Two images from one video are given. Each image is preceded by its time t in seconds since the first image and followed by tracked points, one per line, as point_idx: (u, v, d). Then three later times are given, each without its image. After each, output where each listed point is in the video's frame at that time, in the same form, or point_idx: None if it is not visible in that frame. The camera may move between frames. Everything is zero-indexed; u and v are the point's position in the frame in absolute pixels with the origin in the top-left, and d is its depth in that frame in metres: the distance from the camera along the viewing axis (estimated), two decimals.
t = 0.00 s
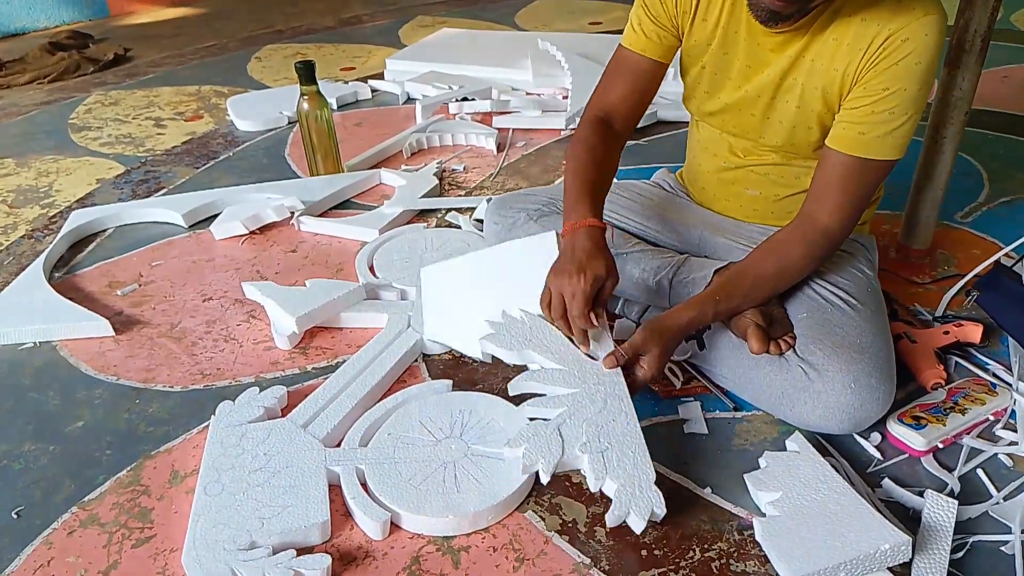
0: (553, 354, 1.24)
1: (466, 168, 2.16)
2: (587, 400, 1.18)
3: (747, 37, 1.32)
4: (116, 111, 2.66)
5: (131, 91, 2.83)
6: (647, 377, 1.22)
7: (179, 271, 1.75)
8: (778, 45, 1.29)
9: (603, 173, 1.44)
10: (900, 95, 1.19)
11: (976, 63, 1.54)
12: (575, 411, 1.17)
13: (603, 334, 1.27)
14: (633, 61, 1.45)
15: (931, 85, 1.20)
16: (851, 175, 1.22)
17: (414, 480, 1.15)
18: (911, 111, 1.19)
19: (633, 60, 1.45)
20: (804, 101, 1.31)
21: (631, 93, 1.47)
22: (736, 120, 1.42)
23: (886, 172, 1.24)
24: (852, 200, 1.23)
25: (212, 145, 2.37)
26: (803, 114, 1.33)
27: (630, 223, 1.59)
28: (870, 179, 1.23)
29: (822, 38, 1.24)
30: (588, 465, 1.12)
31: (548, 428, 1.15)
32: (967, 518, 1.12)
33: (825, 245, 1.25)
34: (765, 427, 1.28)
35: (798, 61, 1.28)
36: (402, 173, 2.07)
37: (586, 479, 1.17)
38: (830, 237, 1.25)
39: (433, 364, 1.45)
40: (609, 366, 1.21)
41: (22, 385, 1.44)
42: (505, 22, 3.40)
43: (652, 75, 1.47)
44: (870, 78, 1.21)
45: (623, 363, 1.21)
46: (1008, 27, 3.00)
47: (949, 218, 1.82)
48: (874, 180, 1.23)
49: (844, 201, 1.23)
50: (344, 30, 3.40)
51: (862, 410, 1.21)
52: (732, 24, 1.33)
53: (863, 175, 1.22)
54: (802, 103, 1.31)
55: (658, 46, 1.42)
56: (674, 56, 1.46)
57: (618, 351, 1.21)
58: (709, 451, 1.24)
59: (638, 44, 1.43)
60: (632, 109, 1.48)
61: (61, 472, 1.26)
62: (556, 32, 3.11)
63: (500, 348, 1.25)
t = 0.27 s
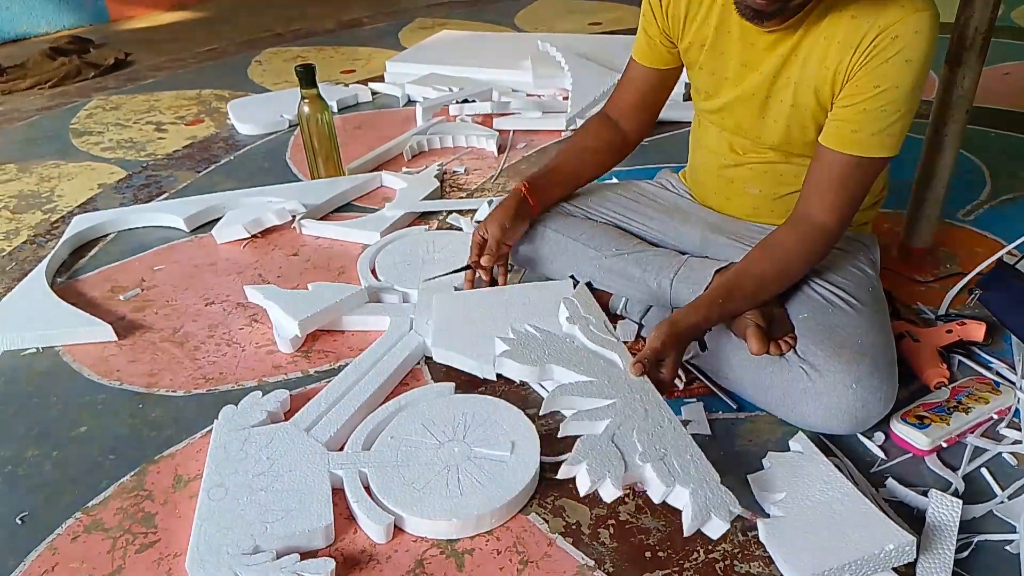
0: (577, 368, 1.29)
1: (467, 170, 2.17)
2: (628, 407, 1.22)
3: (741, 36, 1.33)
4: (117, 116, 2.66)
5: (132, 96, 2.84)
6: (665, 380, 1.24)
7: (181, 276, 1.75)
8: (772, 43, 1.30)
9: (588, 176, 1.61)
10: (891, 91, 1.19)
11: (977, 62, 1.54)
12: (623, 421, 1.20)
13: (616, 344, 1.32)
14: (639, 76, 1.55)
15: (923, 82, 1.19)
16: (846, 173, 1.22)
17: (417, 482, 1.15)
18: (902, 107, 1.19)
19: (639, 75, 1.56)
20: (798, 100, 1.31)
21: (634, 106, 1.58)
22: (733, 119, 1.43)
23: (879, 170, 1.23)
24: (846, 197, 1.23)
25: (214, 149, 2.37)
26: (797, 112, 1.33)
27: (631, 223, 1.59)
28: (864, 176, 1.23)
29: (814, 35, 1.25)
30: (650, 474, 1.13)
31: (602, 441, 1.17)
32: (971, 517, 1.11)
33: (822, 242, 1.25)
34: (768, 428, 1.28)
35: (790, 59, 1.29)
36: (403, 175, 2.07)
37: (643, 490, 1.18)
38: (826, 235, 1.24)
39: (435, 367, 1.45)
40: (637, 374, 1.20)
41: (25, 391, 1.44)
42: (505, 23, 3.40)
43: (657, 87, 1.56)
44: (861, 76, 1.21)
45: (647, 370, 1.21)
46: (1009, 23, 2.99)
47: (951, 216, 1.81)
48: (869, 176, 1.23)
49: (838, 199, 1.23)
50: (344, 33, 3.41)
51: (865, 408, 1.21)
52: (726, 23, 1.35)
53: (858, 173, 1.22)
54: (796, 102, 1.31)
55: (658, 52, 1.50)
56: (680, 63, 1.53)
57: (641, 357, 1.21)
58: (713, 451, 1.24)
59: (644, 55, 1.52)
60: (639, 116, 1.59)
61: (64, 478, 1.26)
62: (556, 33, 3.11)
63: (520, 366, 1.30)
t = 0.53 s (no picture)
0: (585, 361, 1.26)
1: (466, 166, 2.16)
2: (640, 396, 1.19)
3: (734, 23, 1.34)
4: (115, 110, 2.66)
5: (130, 91, 2.83)
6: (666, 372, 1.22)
7: (179, 271, 1.75)
8: (762, 30, 1.31)
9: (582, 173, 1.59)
10: (878, 77, 1.18)
11: (977, 59, 1.54)
12: (635, 408, 1.17)
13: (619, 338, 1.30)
14: (631, 59, 1.52)
15: (909, 68, 1.18)
16: (836, 161, 1.21)
17: (415, 478, 1.15)
18: (888, 93, 1.18)
19: (630, 59, 1.52)
20: (790, 87, 1.31)
21: (627, 94, 1.55)
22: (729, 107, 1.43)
23: (871, 158, 1.23)
24: (838, 187, 1.22)
25: (212, 144, 2.37)
26: (790, 99, 1.33)
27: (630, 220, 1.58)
28: (854, 165, 1.22)
29: (804, 21, 1.25)
30: (666, 460, 1.11)
31: (617, 427, 1.14)
32: (968, 515, 1.11)
33: (817, 235, 1.24)
34: (765, 425, 1.28)
35: (781, 45, 1.29)
36: (402, 171, 2.07)
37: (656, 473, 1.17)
38: (820, 228, 1.24)
39: (433, 363, 1.45)
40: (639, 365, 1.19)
41: (22, 386, 1.44)
42: (504, 20, 3.39)
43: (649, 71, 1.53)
44: (848, 62, 1.21)
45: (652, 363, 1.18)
46: (1009, 22, 2.99)
47: (950, 214, 1.81)
48: (860, 166, 1.23)
49: (830, 190, 1.22)
50: (343, 29, 3.40)
51: (864, 405, 1.21)
52: (717, 12, 1.36)
53: (847, 161, 1.21)
54: (788, 89, 1.31)
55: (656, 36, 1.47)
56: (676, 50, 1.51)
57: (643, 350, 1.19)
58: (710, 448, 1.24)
59: (639, 40, 1.49)
60: (625, 108, 1.57)
61: (61, 473, 1.26)
62: (555, 29, 3.10)
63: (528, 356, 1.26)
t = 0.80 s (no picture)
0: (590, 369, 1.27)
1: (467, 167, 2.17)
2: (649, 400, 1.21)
3: (746, 29, 1.35)
4: (117, 110, 2.66)
5: (132, 91, 2.84)
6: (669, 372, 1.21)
7: (180, 271, 1.75)
8: (776, 35, 1.31)
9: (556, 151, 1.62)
10: (895, 86, 1.19)
11: (979, 63, 1.54)
12: (641, 417, 1.17)
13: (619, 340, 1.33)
14: (632, 60, 1.57)
15: (925, 78, 1.20)
16: (849, 167, 1.22)
17: (415, 479, 1.15)
18: (905, 103, 1.20)
19: (632, 60, 1.57)
20: (802, 93, 1.32)
21: (621, 90, 1.59)
22: (738, 112, 1.44)
23: (883, 164, 1.24)
24: (848, 191, 1.23)
25: (214, 144, 2.37)
26: (802, 105, 1.33)
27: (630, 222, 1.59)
28: (866, 170, 1.23)
29: (819, 29, 1.26)
30: (677, 471, 1.11)
31: (624, 441, 1.13)
32: (968, 519, 1.12)
33: (823, 239, 1.25)
34: (765, 428, 1.28)
35: (795, 52, 1.30)
36: (403, 172, 2.07)
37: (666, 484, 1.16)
38: (826, 232, 1.24)
39: (434, 364, 1.45)
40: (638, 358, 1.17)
41: (22, 384, 1.44)
42: (506, 22, 3.40)
43: (649, 72, 1.57)
44: (864, 69, 1.22)
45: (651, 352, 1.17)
46: (1009, 27, 2.99)
47: (950, 218, 1.82)
48: (871, 171, 1.23)
49: (841, 194, 1.23)
50: (345, 29, 3.40)
51: (864, 408, 1.21)
52: (730, 17, 1.37)
53: (858, 167, 1.22)
54: (800, 95, 1.32)
55: (659, 40, 1.51)
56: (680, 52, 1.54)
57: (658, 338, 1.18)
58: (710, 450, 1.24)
59: (644, 43, 1.53)
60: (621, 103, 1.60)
61: (62, 471, 1.26)
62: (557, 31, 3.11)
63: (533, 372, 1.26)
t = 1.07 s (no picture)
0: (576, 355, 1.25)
1: (469, 168, 2.17)
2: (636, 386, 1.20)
3: (731, 39, 1.35)
4: (119, 111, 2.67)
5: (135, 92, 2.84)
6: (658, 362, 1.24)
7: (182, 271, 1.75)
8: (762, 44, 1.31)
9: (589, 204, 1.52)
10: (887, 78, 1.20)
11: (981, 64, 1.54)
12: (623, 398, 1.17)
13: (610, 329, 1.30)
14: (626, 91, 1.52)
15: (918, 65, 1.20)
16: (848, 164, 1.22)
17: (416, 479, 1.15)
18: (901, 92, 1.19)
19: (624, 90, 1.52)
20: (797, 95, 1.32)
21: (622, 119, 1.54)
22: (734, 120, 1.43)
23: (885, 158, 1.23)
24: (849, 190, 1.23)
25: (216, 145, 2.37)
26: (798, 107, 1.33)
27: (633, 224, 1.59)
28: (866, 167, 1.23)
29: (805, 31, 1.26)
30: (655, 447, 1.11)
31: (604, 417, 1.13)
32: (970, 520, 1.12)
33: (825, 239, 1.25)
34: (768, 429, 1.28)
35: (784, 55, 1.30)
36: (405, 173, 2.07)
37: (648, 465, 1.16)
38: (827, 231, 1.25)
39: (436, 364, 1.45)
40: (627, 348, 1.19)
41: (25, 384, 1.44)
42: (508, 23, 3.40)
43: (647, 97, 1.53)
44: (856, 64, 1.22)
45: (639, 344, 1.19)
46: (1011, 28, 3.00)
47: (952, 219, 1.82)
48: (872, 169, 1.23)
49: (841, 192, 1.23)
50: (347, 31, 3.41)
51: (867, 408, 1.21)
52: (714, 32, 1.37)
53: (859, 162, 1.22)
54: (795, 97, 1.32)
55: (650, 66, 1.48)
56: (670, 75, 1.51)
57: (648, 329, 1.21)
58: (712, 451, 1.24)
59: (632, 70, 1.49)
60: (625, 134, 1.55)
61: (64, 471, 1.26)
62: (559, 33, 3.11)
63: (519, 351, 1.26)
